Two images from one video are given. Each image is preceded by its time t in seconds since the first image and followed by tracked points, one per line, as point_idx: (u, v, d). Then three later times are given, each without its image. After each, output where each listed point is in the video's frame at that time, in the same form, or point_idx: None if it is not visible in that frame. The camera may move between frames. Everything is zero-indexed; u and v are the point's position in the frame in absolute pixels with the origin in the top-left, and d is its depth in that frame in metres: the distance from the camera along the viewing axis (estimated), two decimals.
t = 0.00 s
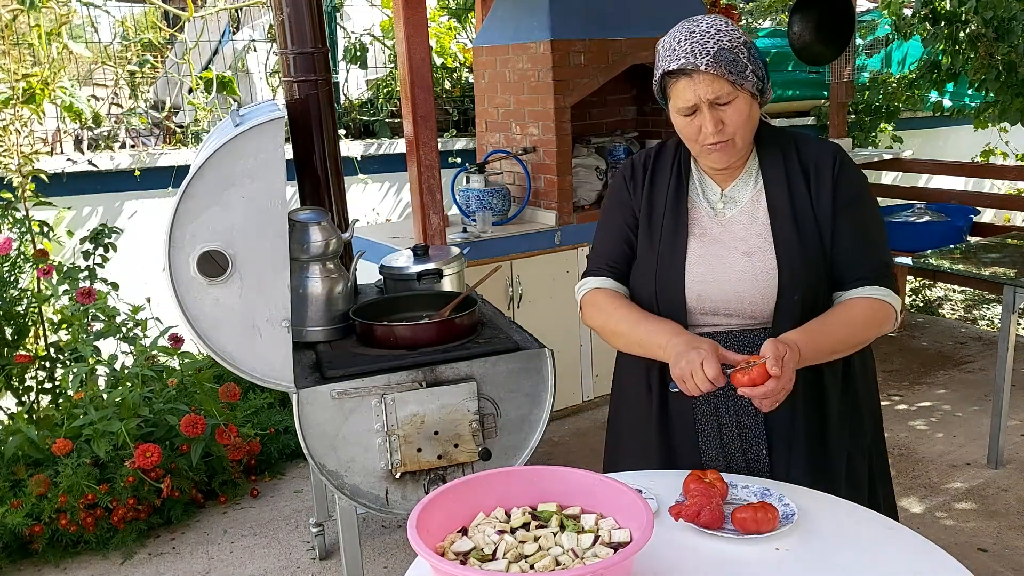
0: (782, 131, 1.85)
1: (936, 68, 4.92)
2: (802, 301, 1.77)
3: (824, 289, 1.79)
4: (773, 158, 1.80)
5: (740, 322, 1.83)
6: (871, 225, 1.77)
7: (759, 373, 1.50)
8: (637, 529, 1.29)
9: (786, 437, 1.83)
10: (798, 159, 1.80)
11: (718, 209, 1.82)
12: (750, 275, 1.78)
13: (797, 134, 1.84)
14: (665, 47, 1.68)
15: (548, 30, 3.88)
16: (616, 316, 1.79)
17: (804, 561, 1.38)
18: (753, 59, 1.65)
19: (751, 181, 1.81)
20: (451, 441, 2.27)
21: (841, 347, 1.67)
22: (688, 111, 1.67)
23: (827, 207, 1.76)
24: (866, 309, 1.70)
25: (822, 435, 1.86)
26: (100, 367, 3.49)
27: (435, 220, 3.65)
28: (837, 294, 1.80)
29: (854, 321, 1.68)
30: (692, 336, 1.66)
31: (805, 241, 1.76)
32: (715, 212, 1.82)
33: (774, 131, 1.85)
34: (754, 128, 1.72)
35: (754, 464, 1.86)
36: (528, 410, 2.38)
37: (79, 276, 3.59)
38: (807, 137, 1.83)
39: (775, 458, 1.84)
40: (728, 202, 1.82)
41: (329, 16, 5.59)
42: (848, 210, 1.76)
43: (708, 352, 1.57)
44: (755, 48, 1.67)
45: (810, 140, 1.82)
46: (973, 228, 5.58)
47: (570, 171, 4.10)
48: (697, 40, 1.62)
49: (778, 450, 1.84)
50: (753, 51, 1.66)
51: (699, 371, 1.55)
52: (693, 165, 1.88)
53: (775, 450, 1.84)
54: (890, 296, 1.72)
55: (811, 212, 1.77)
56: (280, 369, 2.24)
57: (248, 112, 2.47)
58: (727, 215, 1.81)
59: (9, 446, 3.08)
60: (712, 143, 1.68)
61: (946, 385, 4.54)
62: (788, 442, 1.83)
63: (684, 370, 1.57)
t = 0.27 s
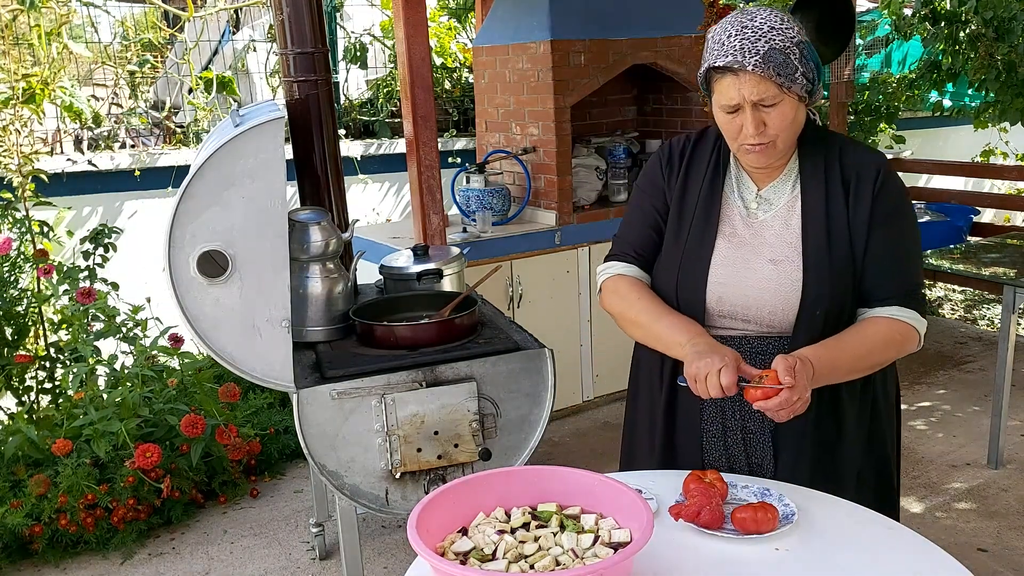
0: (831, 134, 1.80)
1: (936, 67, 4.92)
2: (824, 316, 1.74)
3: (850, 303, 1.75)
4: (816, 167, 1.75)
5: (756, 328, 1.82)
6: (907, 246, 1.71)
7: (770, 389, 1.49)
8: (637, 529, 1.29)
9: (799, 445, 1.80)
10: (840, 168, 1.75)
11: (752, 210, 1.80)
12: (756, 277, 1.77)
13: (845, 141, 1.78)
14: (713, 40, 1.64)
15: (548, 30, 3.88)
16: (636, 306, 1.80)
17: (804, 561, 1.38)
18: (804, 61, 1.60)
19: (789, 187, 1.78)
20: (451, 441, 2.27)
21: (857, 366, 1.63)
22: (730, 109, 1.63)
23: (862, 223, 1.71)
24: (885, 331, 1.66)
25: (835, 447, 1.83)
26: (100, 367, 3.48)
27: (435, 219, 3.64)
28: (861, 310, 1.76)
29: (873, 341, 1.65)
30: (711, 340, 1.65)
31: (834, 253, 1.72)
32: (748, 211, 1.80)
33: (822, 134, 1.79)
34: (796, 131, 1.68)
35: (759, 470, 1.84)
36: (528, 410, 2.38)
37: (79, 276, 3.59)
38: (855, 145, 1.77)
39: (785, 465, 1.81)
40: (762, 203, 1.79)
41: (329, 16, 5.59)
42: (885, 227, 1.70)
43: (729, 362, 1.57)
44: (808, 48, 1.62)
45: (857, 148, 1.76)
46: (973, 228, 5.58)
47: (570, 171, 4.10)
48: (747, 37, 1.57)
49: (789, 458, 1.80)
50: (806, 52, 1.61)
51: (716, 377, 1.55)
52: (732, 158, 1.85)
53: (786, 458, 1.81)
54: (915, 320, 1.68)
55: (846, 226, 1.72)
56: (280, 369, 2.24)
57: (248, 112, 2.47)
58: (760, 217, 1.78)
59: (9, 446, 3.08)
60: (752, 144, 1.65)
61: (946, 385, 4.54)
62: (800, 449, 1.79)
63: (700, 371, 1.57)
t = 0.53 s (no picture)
0: (871, 142, 1.75)
1: (936, 67, 4.92)
2: (841, 328, 1.71)
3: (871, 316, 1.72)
4: (849, 176, 1.71)
5: (771, 335, 1.80)
6: (936, 264, 1.66)
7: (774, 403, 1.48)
8: (637, 529, 1.29)
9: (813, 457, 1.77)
10: (875, 178, 1.70)
11: (780, 213, 1.77)
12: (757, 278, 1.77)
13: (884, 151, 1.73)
14: (752, 40, 1.62)
15: (547, 30, 3.88)
16: (652, 306, 1.81)
17: (804, 561, 1.38)
18: (845, 65, 1.56)
19: (820, 194, 1.75)
20: (451, 441, 2.27)
21: (872, 382, 1.59)
22: (764, 111, 1.61)
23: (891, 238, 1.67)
24: (904, 349, 1.62)
25: (849, 460, 1.79)
26: (100, 367, 3.48)
27: (435, 220, 3.64)
28: (882, 325, 1.72)
29: (891, 358, 1.61)
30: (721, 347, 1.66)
31: (859, 264, 1.69)
32: (775, 214, 1.78)
33: (862, 142, 1.75)
34: (833, 137, 1.65)
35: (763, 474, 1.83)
36: (528, 410, 2.38)
37: (79, 276, 3.59)
38: (894, 155, 1.72)
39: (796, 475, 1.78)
40: (791, 206, 1.77)
41: (329, 16, 5.59)
42: (914, 242, 1.66)
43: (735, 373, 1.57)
44: (851, 52, 1.59)
45: (896, 158, 1.71)
46: (973, 228, 5.58)
47: (570, 171, 4.10)
48: (786, 40, 1.56)
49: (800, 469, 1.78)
50: (847, 56, 1.58)
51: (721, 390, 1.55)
52: (765, 158, 1.84)
53: (797, 468, 1.78)
54: (936, 340, 1.64)
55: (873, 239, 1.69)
56: (280, 369, 2.24)
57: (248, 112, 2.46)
58: (787, 221, 1.76)
59: (9, 446, 3.08)
60: (785, 147, 1.62)
61: (946, 385, 4.54)
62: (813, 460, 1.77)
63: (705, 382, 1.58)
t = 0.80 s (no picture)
0: (908, 147, 1.69)
1: (937, 67, 4.92)
2: (859, 339, 1.67)
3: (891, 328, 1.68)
4: (877, 185, 1.67)
5: (785, 340, 1.79)
6: (964, 278, 1.61)
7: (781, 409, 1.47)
8: (636, 529, 1.29)
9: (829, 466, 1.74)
10: (906, 187, 1.66)
11: (807, 217, 1.75)
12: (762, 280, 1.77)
13: (920, 157, 1.67)
14: (787, 43, 1.59)
15: (547, 30, 3.88)
16: (666, 305, 1.82)
17: (804, 561, 1.38)
18: (880, 73, 1.53)
19: (849, 199, 1.71)
20: (451, 441, 2.27)
21: (887, 394, 1.57)
22: (795, 116, 1.57)
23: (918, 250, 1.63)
24: (923, 362, 1.59)
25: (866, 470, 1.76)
26: (100, 367, 3.48)
27: (435, 220, 3.64)
28: (905, 336, 1.68)
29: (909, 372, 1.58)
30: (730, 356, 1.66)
31: (881, 275, 1.65)
32: (801, 216, 1.75)
33: (898, 147, 1.69)
34: (865, 144, 1.61)
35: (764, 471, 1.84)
36: (528, 410, 2.38)
37: (79, 276, 3.59)
38: (929, 162, 1.66)
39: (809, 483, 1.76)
40: (819, 211, 1.74)
41: (329, 16, 5.58)
42: (942, 255, 1.61)
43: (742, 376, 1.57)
44: (887, 59, 1.54)
45: (931, 165, 1.66)
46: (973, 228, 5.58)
47: (570, 171, 4.10)
48: (820, 45, 1.52)
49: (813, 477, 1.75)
50: (884, 62, 1.54)
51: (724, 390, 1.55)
52: (796, 160, 1.81)
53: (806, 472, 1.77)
54: (958, 355, 1.60)
55: (898, 250, 1.65)
56: (280, 369, 2.24)
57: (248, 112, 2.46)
58: (813, 225, 1.74)
59: (9, 446, 3.08)
60: (815, 153, 1.59)
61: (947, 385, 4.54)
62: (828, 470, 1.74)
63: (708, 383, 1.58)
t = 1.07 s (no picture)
0: (936, 159, 1.66)
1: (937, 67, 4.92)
2: (869, 353, 1.67)
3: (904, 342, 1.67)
4: (901, 196, 1.65)
5: (794, 346, 1.79)
6: (980, 298, 1.58)
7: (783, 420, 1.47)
8: (637, 529, 1.29)
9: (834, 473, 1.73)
10: (929, 201, 1.63)
11: (826, 225, 1.73)
12: (767, 282, 1.78)
13: (946, 171, 1.64)
14: (818, 47, 1.57)
15: (548, 30, 3.88)
16: (682, 305, 1.83)
17: (804, 560, 1.38)
18: (909, 87, 1.51)
19: (872, 209, 1.68)
20: (451, 441, 2.27)
21: (888, 410, 1.57)
22: (819, 122, 1.56)
23: (934, 266, 1.60)
24: (929, 380, 1.58)
25: (871, 477, 1.76)
26: (100, 367, 3.48)
27: (435, 220, 3.64)
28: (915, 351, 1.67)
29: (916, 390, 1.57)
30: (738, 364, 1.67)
31: (896, 290, 1.63)
32: (820, 223, 1.74)
33: (925, 159, 1.66)
34: (888, 155, 1.59)
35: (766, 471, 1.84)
36: (528, 410, 2.38)
37: (79, 276, 3.59)
38: (955, 177, 1.63)
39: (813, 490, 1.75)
40: (840, 219, 1.72)
41: (329, 16, 5.58)
42: (962, 273, 1.58)
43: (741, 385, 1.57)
44: (918, 72, 1.53)
45: (956, 180, 1.62)
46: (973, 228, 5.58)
47: (570, 171, 4.10)
48: (850, 54, 1.51)
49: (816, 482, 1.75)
50: (914, 75, 1.52)
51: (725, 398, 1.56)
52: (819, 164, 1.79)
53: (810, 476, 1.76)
54: (967, 377, 1.59)
55: (914, 265, 1.63)
56: (280, 369, 2.24)
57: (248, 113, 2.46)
58: (831, 234, 1.72)
59: (9, 447, 3.08)
60: (836, 161, 1.58)
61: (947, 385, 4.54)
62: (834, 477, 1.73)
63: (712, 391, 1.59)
